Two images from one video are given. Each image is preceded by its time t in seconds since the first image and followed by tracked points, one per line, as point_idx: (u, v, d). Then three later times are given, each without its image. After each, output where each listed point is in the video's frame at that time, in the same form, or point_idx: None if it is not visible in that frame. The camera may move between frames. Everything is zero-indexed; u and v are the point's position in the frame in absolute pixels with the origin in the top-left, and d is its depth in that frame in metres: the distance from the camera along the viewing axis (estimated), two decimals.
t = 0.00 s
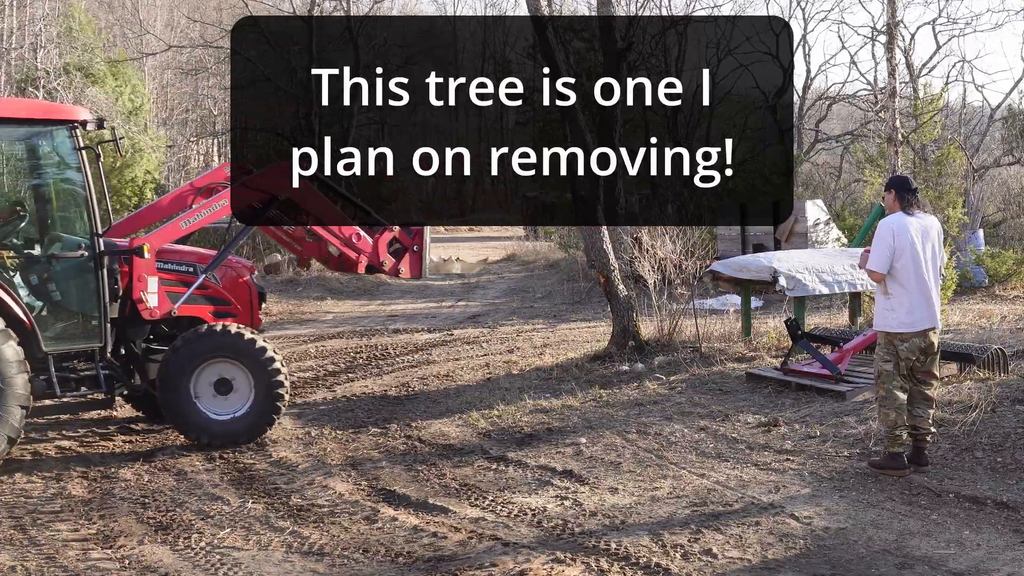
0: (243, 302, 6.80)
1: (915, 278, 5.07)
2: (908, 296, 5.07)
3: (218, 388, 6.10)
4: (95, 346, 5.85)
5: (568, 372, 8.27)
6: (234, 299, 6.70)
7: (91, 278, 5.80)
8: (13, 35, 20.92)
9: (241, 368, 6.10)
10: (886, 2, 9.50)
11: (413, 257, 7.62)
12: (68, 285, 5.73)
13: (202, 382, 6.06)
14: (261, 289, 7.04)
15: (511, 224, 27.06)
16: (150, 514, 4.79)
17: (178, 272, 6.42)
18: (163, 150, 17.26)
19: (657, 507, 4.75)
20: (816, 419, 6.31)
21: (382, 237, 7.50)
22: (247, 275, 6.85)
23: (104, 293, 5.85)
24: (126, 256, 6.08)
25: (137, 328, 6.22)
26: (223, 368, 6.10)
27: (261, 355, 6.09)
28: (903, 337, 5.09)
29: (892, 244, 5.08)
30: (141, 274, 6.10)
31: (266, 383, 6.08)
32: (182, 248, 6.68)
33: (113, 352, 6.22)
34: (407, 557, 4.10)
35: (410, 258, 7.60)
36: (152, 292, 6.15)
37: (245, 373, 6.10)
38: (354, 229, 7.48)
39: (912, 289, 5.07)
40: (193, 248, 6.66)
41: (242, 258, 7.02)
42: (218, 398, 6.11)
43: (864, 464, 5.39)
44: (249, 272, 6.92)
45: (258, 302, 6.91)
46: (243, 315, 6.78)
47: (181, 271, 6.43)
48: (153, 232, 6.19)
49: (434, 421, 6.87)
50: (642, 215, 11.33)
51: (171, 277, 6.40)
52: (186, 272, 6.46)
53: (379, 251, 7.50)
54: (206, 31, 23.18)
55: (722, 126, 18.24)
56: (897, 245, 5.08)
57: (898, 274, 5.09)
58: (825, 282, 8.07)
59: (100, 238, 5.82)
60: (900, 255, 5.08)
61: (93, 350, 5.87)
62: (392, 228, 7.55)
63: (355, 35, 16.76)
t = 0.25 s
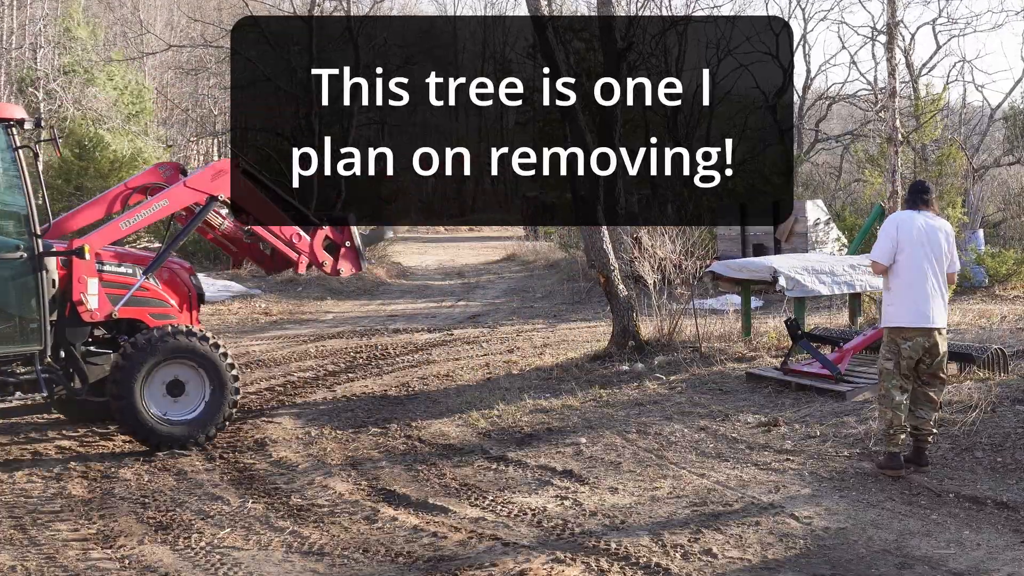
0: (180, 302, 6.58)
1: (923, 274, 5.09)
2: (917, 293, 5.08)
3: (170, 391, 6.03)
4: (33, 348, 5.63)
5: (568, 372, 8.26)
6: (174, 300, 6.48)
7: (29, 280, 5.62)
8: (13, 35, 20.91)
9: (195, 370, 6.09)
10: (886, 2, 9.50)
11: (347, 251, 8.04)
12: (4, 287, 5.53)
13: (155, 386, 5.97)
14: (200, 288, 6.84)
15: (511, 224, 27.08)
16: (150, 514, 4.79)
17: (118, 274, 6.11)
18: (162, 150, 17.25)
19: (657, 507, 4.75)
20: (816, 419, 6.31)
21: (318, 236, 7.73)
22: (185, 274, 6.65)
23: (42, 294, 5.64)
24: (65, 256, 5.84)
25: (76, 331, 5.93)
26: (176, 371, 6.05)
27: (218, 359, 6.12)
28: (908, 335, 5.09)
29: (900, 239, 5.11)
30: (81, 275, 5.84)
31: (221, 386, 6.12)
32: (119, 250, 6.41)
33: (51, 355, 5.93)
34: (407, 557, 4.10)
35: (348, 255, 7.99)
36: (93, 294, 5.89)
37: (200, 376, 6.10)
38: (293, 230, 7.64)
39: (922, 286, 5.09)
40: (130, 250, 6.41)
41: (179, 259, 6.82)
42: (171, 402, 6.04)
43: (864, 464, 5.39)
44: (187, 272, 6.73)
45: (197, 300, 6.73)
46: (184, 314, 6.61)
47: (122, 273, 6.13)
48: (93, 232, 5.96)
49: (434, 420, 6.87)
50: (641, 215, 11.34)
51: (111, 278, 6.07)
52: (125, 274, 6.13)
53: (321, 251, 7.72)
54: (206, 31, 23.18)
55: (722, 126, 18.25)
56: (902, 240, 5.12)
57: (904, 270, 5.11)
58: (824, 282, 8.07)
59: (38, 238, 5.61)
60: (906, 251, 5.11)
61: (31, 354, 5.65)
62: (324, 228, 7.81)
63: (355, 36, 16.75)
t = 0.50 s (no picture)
0: (156, 302, 6.60)
1: (924, 274, 4.96)
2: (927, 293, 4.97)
3: (148, 395, 6.05)
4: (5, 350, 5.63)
5: (568, 372, 8.26)
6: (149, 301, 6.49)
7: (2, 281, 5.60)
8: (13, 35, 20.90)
9: (169, 371, 6.10)
10: (886, 2, 9.50)
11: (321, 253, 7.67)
12: None
13: (133, 393, 5.96)
14: (175, 288, 6.83)
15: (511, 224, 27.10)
16: (150, 514, 4.79)
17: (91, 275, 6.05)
18: (162, 150, 17.24)
19: (657, 507, 4.75)
20: (816, 419, 6.31)
21: (291, 237, 7.38)
22: (159, 276, 6.66)
23: (14, 297, 5.65)
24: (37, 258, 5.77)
25: (49, 334, 5.90)
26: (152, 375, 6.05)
27: (191, 355, 6.13)
28: (909, 341, 5.02)
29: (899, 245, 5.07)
30: (53, 276, 5.78)
31: (200, 381, 6.17)
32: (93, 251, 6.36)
33: (25, 357, 5.97)
34: (407, 557, 4.10)
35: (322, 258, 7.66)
36: (66, 296, 5.83)
37: (175, 375, 6.12)
38: (269, 230, 7.27)
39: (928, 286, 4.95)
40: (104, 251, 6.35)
41: (153, 260, 6.82)
42: (151, 405, 6.06)
43: (863, 464, 5.39)
44: (161, 274, 6.72)
45: (171, 299, 6.72)
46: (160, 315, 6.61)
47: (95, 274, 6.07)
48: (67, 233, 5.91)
49: (434, 421, 6.87)
50: (641, 215, 11.34)
51: (84, 280, 6.00)
52: (98, 276, 6.07)
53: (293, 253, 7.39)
54: (206, 31, 23.17)
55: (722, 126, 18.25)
56: (891, 246, 5.10)
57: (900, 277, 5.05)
58: (820, 283, 8.05)
59: (9, 239, 5.62)
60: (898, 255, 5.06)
61: (4, 355, 5.66)
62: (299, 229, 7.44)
63: (355, 36, 16.77)
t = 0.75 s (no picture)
0: (160, 302, 6.53)
1: (956, 275, 4.98)
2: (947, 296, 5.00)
3: (153, 395, 6.05)
4: (10, 350, 5.63)
5: (568, 372, 8.26)
6: (153, 302, 6.43)
7: (6, 281, 5.60)
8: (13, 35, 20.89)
9: (175, 371, 6.10)
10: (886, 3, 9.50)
11: (329, 255, 7.90)
12: None
13: (138, 390, 5.97)
14: (180, 289, 6.80)
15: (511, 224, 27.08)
16: (149, 514, 4.79)
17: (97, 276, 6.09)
18: (162, 151, 17.24)
19: (657, 507, 4.75)
20: (816, 419, 6.31)
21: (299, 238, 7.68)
22: (164, 276, 6.60)
23: (19, 297, 5.64)
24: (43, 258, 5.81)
25: (53, 334, 5.92)
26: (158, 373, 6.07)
27: (197, 357, 6.13)
28: (939, 346, 4.95)
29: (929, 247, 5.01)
30: (58, 276, 5.83)
31: (205, 382, 6.16)
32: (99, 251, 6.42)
33: (30, 357, 5.95)
34: (407, 557, 4.10)
35: (326, 259, 7.86)
36: (71, 295, 5.87)
37: (181, 375, 6.12)
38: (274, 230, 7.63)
39: (963, 286, 4.98)
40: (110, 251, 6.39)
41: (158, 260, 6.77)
42: (156, 404, 6.06)
43: (864, 464, 5.39)
44: (167, 273, 6.68)
45: (176, 300, 6.68)
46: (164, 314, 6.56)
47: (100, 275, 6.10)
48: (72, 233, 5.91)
49: (434, 420, 6.87)
50: (641, 215, 11.34)
51: (89, 281, 6.01)
52: (103, 275, 6.08)
53: (299, 253, 7.69)
54: (206, 31, 23.17)
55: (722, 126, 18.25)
56: (925, 249, 5.01)
57: (936, 279, 4.99)
58: (821, 284, 8.04)
59: (15, 239, 5.61)
60: (933, 257, 5.00)
61: (9, 355, 5.65)
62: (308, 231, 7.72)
63: (355, 36, 16.77)
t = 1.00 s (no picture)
0: (167, 302, 6.64)
1: (990, 276, 4.97)
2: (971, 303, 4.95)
3: (161, 392, 6.06)
4: (20, 349, 5.67)
5: (568, 372, 8.27)
6: (161, 300, 6.54)
7: (15, 282, 5.63)
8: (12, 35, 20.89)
9: (184, 371, 6.11)
10: (886, 3, 9.50)
11: (336, 254, 7.52)
12: None
13: (147, 386, 5.97)
14: (186, 288, 6.88)
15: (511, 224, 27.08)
16: (150, 514, 4.79)
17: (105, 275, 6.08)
18: (163, 151, 17.24)
19: (657, 507, 4.75)
20: (816, 419, 6.31)
21: (305, 237, 7.29)
22: (171, 276, 6.71)
23: (28, 296, 5.67)
24: (51, 259, 5.79)
25: (62, 333, 5.90)
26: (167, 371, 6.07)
27: (207, 358, 6.15)
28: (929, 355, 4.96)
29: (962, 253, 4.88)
30: (67, 276, 5.81)
31: (214, 385, 6.17)
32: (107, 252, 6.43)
33: (39, 356, 5.95)
34: (407, 557, 4.10)
35: (332, 258, 7.48)
36: (79, 295, 5.86)
37: (190, 376, 6.13)
38: (280, 230, 7.21)
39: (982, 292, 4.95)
40: (118, 251, 6.41)
41: (164, 261, 6.87)
42: (163, 402, 6.06)
43: (864, 464, 5.39)
44: (173, 274, 6.78)
45: (183, 299, 6.77)
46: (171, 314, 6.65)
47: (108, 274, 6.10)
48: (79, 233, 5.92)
49: (434, 420, 6.88)
50: (641, 215, 11.35)
51: (98, 280, 6.01)
52: (112, 275, 6.09)
53: (305, 253, 7.29)
54: (206, 31, 23.16)
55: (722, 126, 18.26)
56: (973, 250, 4.88)
57: (979, 280, 4.92)
58: (821, 284, 8.04)
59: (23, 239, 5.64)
60: (979, 259, 4.90)
61: (18, 354, 5.70)
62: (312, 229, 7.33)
63: (355, 36, 16.76)
